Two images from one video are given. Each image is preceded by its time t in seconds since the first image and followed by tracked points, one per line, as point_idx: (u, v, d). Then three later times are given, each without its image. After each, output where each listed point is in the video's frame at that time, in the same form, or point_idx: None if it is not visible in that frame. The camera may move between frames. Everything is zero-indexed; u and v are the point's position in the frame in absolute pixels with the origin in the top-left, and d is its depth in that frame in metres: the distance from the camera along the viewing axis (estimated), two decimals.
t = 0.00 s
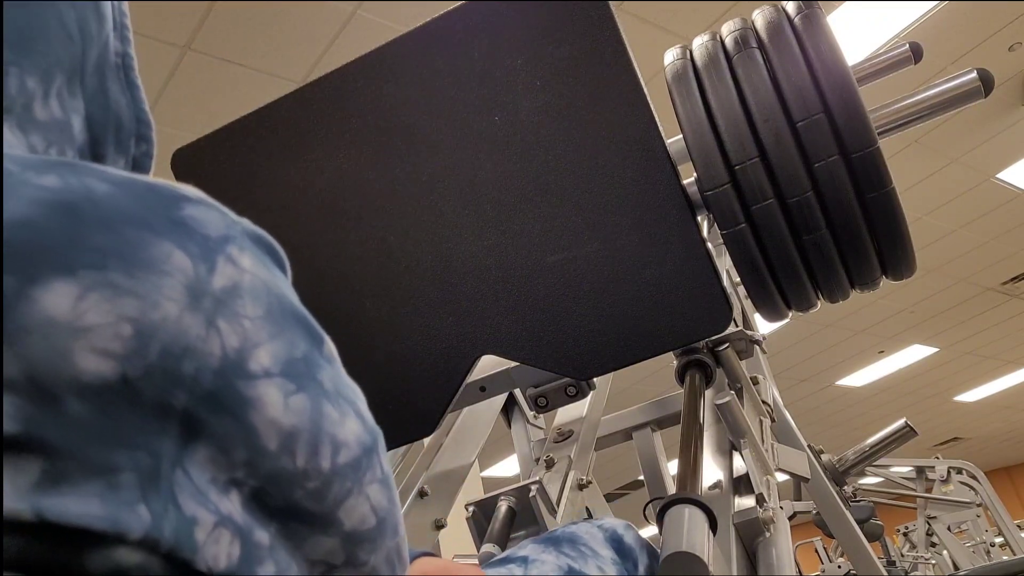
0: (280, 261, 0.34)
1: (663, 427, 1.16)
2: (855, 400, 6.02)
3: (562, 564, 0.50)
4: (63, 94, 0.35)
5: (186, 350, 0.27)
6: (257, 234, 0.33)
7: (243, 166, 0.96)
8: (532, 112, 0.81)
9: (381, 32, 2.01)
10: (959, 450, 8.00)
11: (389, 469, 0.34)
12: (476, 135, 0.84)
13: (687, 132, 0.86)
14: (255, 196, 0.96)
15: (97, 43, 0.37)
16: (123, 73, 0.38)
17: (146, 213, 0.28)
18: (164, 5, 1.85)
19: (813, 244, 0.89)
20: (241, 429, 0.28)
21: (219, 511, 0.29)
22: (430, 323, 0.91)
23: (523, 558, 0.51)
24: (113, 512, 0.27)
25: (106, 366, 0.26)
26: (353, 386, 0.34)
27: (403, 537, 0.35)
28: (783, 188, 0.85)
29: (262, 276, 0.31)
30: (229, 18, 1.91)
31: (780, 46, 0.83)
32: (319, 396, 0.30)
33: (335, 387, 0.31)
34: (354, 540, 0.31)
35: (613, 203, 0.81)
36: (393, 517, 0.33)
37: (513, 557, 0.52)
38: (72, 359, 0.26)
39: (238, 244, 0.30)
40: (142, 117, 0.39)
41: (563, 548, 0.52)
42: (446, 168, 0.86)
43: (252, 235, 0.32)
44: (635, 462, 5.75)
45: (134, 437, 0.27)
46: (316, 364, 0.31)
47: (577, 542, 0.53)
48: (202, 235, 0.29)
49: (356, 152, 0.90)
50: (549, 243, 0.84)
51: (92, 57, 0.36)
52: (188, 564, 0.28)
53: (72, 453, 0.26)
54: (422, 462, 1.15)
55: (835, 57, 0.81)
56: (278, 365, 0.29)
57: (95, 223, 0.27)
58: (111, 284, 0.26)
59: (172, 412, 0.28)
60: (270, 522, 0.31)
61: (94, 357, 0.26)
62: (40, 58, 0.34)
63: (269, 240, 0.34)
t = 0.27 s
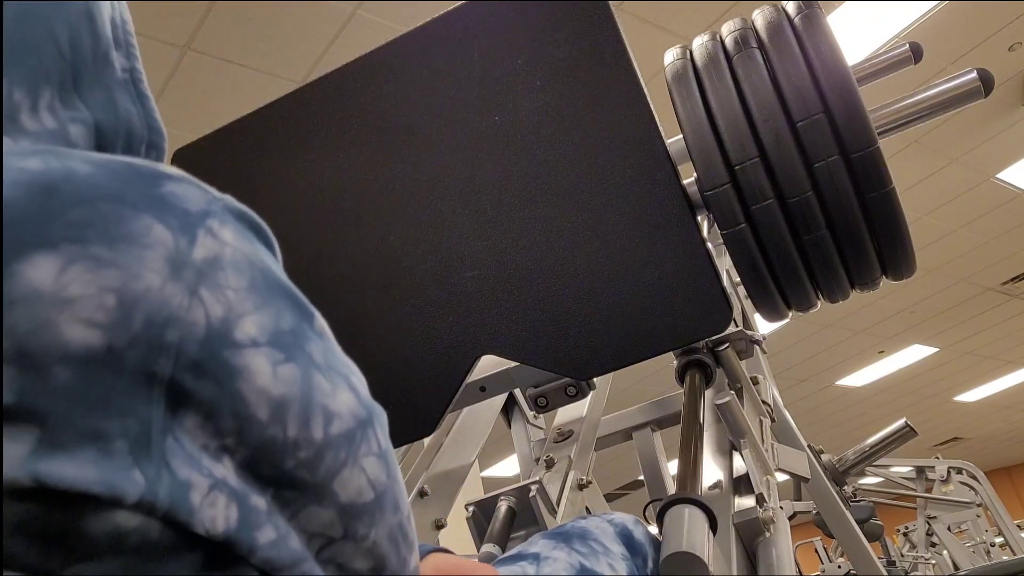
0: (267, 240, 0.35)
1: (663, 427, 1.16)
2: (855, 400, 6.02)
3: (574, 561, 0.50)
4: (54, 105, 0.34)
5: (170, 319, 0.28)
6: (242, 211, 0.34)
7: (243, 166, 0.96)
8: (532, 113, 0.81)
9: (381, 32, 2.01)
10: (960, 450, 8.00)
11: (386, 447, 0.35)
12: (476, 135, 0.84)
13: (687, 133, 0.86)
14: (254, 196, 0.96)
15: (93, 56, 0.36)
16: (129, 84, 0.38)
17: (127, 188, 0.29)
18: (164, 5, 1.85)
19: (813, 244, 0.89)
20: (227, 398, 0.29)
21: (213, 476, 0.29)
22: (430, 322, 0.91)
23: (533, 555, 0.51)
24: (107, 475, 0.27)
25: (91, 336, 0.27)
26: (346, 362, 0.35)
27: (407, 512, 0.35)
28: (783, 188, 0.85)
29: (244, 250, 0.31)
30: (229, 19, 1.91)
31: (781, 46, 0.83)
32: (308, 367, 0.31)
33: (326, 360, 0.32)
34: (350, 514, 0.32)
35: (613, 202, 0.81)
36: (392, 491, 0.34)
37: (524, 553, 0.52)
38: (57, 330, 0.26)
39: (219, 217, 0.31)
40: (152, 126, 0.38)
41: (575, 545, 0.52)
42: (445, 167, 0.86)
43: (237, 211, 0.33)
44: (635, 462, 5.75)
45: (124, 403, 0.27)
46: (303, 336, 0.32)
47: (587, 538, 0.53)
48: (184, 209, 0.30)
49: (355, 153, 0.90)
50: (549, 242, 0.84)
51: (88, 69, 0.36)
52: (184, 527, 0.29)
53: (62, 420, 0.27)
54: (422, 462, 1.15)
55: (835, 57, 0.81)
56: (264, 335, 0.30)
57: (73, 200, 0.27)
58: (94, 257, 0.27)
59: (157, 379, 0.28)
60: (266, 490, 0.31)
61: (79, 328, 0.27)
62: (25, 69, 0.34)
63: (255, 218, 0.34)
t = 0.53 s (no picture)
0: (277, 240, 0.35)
1: (663, 427, 1.16)
2: (854, 400, 6.02)
3: (565, 559, 0.50)
4: (71, 111, 0.34)
5: (196, 312, 0.28)
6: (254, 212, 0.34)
7: (244, 166, 0.97)
8: (533, 113, 0.81)
9: (381, 32, 2.01)
10: (959, 450, 8.00)
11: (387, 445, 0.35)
12: (477, 135, 0.84)
13: (687, 133, 0.86)
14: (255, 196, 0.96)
15: (102, 60, 0.36)
16: (136, 89, 0.38)
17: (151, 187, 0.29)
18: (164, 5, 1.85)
19: (813, 244, 0.88)
20: (246, 392, 0.29)
21: (232, 463, 0.29)
22: (430, 323, 0.90)
23: (525, 555, 0.51)
24: (137, 462, 0.26)
25: (124, 327, 0.26)
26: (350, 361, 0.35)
27: (401, 513, 0.36)
28: (782, 187, 0.85)
29: (262, 249, 0.31)
30: (228, 19, 1.92)
31: (780, 46, 0.83)
32: (320, 363, 0.31)
33: (335, 358, 0.32)
34: (353, 508, 0.32)
35: (614, 202, 0.81)
36: (390, 489, 0.34)
37: (516, 554, 0.52)
38: (92, 322, 0.26)
39: (239, 217, 0.31)
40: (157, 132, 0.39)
41: (567, 544, 0.52)
42: (447, 167, 0.86)
43: (251, 212, 0.33)
44: (635, 462, 5.75)
45: (154, 390, 0.27)
46: (315, 334, 0.32)
47: (580, 537, 0.53)
48: (205, 207, 0.30)
49: (357, 152, 0.90)
50: (549, 242, 0.84)
51: (98, 74, 0.36)
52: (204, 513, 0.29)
53: (93, 408, 0.26)
54: (423, 462, 1.15)
55: (834, 57, 0.81)
56: (282, 331, 0.30)
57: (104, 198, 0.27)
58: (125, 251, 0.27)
59: (184, 369, 0.28)
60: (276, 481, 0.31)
61: (113, 318, 0.26)
62: (38, 77, 0.34)
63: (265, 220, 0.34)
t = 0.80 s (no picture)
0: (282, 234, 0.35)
1: (663, 427, 1.16)
2: (854, 400, 6.02)
3: (566, 559, 0.50)
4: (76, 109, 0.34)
5: (196, 300, 0.28)
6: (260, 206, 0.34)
7: (244, 166, 0.96)
8: (533, 113, 0.81)
9: (380, 31, 2.01)
10: (959, 450, 8.00)
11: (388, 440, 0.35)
12: (477, 135, 0.84)
13: (688, 133, 0.86)
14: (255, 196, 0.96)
15: (95, 62, 0.36)
16: (129, 92, 0.39)
17: (153, 180, 0.29)
18: (163, 4, 1.85)
19: (813, 244, 0.89)
20: (246, 380, 0.29)
21: (230, 450, 0.29)
22: (430, 322, 0.91)
23: (525, 555, 0.51)
24: (138, 446, 0.27)
25: (124, 315, 0.27)
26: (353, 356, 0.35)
27: (398, 511, 0.35)
28: (782, 187, 0.85)
29: (264, 240, 0.31)
30: (227, 19, 1.91)
31: (780, 46, 0.83)
32: (320, 355, 0.31)
33: (336, 351, 0.32)
34: (350, 502, 0.32)
35: (613, 202, 0.81)
36: (387, 485, 0.34)
37: (516, 554, 0.52)
38: (94, 310, 0.27)
39: (241, 208, 0.31)
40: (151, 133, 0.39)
41: (567, 544, 0.52)
42: (446, 168, 0.86)
43: (256, 204, 0.33)
44: (635, 462, 5.75)
45: (155, 373, 0.27)
46: (317, 327, 0.32)
47: (580, 537, 0.53)
48: (206, 199, 0.30)
49: (357, 153, 0.90)
50: (549, 242, 0.84)
51: (93, 74, 0.36)
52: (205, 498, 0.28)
53: (96, 393, 0.27)
54: (422, 461, 1.15)
55: (834, 57, 0.81)
56: (282, 321, 0.30)
57: (108, 191, 0.28)
58: (127, 241, 0.28)
59: (184, 356, 0.28)
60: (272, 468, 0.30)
61: (114, 307, 0.27)
62: (40, 76, 0.33)
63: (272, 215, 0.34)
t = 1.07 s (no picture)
0: (279, 241, 0.35)
1: (663, 427, 1.16)
2: (854, 400, 6.02)
3: (568, 560, 0.50)
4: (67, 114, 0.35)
5: (188, 310, 0.28)
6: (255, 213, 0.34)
7: (244, 167, 0.96)
8: (532, 113, 0.81)
9: (381, 31, 2.01)
10: (959, 450, 8.00)
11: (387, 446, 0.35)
12: (477, 135, 0.84)
13: (688, 133, 0.86)
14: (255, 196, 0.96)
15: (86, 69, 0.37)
16: (121, 99, 0.39)
17: (146, 190, 0.30)
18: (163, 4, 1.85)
19: (813, 244, 0.89)
20: (241, 388, 0.29)
21: (226, 458, 0.29)
22: (430, 323, 0.91)
23: (528, 556, 0.51)
24: (130, 456, 0.27)
25: (116, 325, 0.27)
26: (351, 362, 0.35)
27: (400, 515, 0.36)
28: (783, 188, 0.85)
29: (258, 248, 0.31)
30: (227, 19, 1.92)
31: (780, 46, 0.83)
32: (315, 362, 0.31)
33: (331, 358, 0.32)
34: (350, 509, 0.32)
35: (613, 202, 0.81)
36: (388, 491, 0.34)
37: (519, 554, 0.52)
38: (85, 320, 0.27)
39: (234, 216, 0.31)
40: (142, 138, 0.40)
41: (569, 544, 0.52)
42: (446, 168, 0.86)
43: (250, 212, 0.33)
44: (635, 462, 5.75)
45: (147, 383, 0.27)
46: (312, 334, 0.32)
47: (582, 538, 0.53)
48: (199, 208, 0.30)
49: (356, 153, 0.90)
50: (549, 243, 0.84)
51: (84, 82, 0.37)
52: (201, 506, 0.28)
53: (88, 403, 0.27)
54: (422, 462, 1.15)
55: (835, 57, 0.81)
56: (276, 330, 0.30)
57: (99, 201, 0.28)
58: (119, 251, 0.28)
59: (178, 366, 0.28)
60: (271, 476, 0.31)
61: (105, 317, 0.27)
62: (32, 82, 0.34)
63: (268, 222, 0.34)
